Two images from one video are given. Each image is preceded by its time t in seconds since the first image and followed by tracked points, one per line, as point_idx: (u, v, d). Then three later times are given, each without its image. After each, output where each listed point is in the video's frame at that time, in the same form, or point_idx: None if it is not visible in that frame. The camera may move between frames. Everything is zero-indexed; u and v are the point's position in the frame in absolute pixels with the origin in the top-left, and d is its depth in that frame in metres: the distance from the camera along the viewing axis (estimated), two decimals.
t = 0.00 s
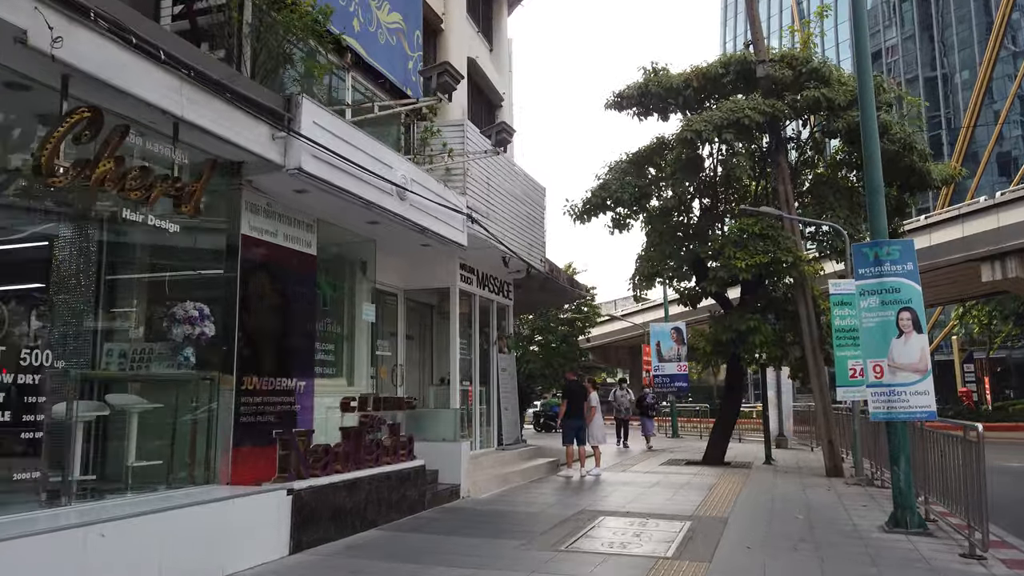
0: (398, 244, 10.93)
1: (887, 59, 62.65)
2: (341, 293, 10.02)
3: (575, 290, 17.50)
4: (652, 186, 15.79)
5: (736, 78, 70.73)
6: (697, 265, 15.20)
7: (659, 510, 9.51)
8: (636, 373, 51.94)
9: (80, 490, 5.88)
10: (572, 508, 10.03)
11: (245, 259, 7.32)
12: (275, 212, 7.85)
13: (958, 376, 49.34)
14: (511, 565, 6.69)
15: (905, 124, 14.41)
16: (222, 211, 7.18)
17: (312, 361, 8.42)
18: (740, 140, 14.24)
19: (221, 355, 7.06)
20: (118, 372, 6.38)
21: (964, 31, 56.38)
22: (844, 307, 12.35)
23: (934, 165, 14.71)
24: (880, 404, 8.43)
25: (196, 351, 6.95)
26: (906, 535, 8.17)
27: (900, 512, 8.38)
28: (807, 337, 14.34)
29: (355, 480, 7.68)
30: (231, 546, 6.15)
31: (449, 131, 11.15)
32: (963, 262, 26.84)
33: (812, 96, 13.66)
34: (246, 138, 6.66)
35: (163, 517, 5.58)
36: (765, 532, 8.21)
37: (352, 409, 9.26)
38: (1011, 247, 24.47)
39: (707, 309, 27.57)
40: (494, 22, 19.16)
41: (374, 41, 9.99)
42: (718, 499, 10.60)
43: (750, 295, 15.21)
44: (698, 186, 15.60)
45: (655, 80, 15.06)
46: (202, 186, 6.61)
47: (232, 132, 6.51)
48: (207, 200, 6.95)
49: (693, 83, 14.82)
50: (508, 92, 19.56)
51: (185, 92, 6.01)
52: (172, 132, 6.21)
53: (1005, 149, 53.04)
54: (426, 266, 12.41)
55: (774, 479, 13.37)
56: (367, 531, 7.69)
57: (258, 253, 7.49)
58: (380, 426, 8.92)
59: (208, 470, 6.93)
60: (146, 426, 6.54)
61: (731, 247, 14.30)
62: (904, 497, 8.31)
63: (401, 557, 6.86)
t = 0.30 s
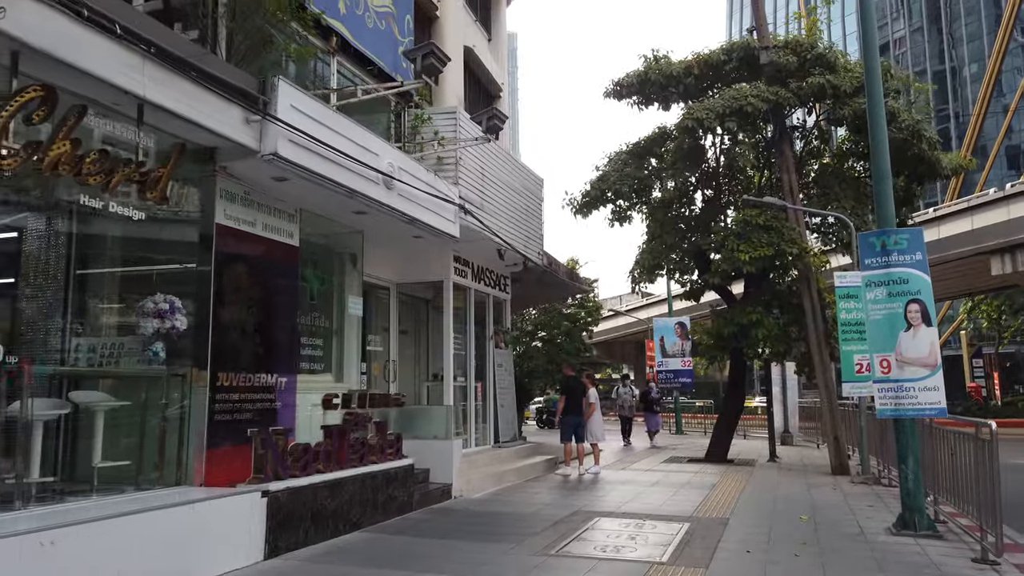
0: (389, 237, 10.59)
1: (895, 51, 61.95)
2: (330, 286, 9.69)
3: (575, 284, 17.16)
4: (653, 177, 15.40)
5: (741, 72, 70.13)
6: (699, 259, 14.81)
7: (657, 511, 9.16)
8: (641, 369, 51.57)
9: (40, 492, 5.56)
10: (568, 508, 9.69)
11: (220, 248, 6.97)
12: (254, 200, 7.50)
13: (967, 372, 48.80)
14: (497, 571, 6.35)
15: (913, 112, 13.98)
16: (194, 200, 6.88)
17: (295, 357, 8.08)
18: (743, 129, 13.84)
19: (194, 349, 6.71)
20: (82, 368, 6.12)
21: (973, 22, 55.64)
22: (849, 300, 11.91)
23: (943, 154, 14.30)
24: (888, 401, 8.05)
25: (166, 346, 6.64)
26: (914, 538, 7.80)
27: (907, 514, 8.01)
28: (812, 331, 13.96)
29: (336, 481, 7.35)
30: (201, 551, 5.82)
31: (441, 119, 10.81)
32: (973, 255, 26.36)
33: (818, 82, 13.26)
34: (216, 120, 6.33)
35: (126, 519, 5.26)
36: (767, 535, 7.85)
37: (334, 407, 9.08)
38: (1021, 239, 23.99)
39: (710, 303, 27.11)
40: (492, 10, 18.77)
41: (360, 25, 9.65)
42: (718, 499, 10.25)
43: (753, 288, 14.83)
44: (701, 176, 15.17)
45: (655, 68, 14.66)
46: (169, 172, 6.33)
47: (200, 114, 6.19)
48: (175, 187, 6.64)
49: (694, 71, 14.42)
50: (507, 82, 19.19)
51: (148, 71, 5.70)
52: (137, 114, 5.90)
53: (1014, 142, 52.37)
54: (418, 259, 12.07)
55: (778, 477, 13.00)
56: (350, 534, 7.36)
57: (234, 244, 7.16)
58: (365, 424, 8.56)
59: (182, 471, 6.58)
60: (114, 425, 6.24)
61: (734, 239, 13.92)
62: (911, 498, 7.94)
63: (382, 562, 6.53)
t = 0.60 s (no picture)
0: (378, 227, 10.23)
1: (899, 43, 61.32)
2: (315, 275, 9.32)
3: (572, 276, 16.81)
4: (651, 165, 15.02)
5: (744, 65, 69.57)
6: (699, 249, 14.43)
7: (653, 508, 8.80)
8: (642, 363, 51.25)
9: None
10: (561, 505, 9.33)
11: (190, 231, 6.61)
12: (228, 184, 7.14)
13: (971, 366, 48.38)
14: (481, 573, 5.99)
15: (920, 97, 13.57)
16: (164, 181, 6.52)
17: (273, 348, 7.72)
18: (744, 115, 13.44)
19: (162, 338, 6.37)
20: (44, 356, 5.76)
21: (978, 14, 55.00)
22: (854, 291, 11.62)
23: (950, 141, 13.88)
24: (895, 393, 7.68)
25: (131, 335, 6.29)
26: (922, 537, 7.43)
27: (914, 512, 7.64)
28: (815, 323, 13.59)
29: (315, 478, 7.00)
30: (164, 553, 5.47)
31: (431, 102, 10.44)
32: (979, 247, 25.90)
33: (821, 66, 12.86)
34: (182, 95, 5.97)
35: (80, 518, 4.90)
36: (766, 533, 7.51)
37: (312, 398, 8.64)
38: None
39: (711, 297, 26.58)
40: None
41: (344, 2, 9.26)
42: (717, 495, 9.89)
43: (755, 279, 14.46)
44: (702, 165, 14.81)
45: (654, 53, 14.25)
46: (132, 148, 6.02)
47: (164, 89, 5.82)
48: (139, 168, 6.27)
49: (694, 56, 14.02)
50: (504, 69, 18.77)
51: (106, 41, 5.34)
52: (95, 87, 5.56)
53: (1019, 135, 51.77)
54: (409, 248, 11.74)
55: (779, 473, 12.64)
56: (329, 534, 7.00)
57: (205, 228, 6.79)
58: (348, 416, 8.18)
59: (149, 467, 6.27)
60: (77, 420, 5.84)
61: (735, 228, 13.53)
62: (919, 495, 7.57)
63: (359, 563, 6.17)
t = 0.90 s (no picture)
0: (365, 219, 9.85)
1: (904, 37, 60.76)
2: (299, 268, 8.96)
3: (569, 270, 16.48)
4: (649, 156, 14.65)
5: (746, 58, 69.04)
6: (698, 242, 14.05)
7: (648, 510, 8.46)
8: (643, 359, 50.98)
9: None
10: (553, 505, 9.01)
11: (156, 220, 6.27)
12: (200, 171, 6.82)
13: (975, 362, 47.98)
14: None
15: (926, 85, 13.20)
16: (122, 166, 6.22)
17: (250, 344, 7.39)
18: (744, 103, 13.05)
19: (127, 331, 6.07)
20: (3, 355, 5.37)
21: (983, 6, 54.43)
22: (856, 284, 11.29)
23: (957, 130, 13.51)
24: (899, 391, 7.34)
25: (93, 329, 5.94)
26: (928, 541, 7.07)
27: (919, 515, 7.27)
28: (817, 318, 13.24)
29: (290, 480, 6.69)
30: (124, 559, 5.16)
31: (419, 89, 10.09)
32: (984, 241, 25.51)
33: (824, 53, 12.48)
34: (145, 75, 5.64)
35: (30, 524, 4.56)
36: (763, 537, 7.19)
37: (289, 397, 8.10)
38: None
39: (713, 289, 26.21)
40: None
41: None
42: (716, 496, 9.54)
43: (755, 273, 14.12)
44: (700, 155, 14.54)
45: (652, 40, 13.88)
46: (88, 131, 5.77)
47: (125, 68, 5.49)
48: (93, 149, 5.91)
49: (693, 43, 13.65)
50: (501, 59, 18.37)
51: (59, 15, 5.01)
52: (49, 66, 5.25)
53: None
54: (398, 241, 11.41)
55: (779, 472, 12.33)
56: (305, 538, 6.68)
57: (174, 217, 6.46)
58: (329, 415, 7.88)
59: (112, 466, 5.95)
60: (35, 419, 5.52)
61: (734, 220, 13.18)
62: (924, 497, 7.21)
63: (333, 570, 5.83)
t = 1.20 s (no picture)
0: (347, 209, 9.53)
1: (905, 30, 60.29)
2: (281, 259, 8.61)
3: (564, 262, 16.15)
4: (645, 145, 14.30)
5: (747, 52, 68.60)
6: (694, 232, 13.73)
7: (638, 509, 8.13)
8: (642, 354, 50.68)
9: None
10: (541, 504, 8.68)
11: (116, 205, 5.94)
12: (164, 153, 6.47)
13: (976, 357, 47.64)
14: None
15: (928, 71, 12.85)
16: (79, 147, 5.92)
17: (220, 335, 7.06)
18: (741, 90, 12.71)
19: (82, 321, 5.74)
20: None
21: None
22: (857, 276, 11.01)
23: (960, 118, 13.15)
24: (901, 385, 6.99)
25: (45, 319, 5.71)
26: (931, 542, 6.73)
27: (921, 515, 6.92)
28: (816, 312, 12.90)
29: (260, 479, 6.35)
30: (74, 566, 4.81)
31: (403, 72, 9.75)
32: (986, 234, 25.14)
33: (823, 38, 12.14)
34: (100, 48, 5.30)
35: None
36: (757, 538, 6.87)
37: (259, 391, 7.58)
38: None
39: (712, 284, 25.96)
40: None
41: None
42: (711, 494, 9.22)
43: (753, 265, 13.79)
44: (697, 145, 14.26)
45: (647, 26, 13.52)
46: (35, 106, 5.52)
47: (76, 41, 5.12)
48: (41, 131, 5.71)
49: (689, 29, 13.29)
50: (495, 48, 18.03)
51: None
52: None
53: None
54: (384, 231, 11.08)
55: (776, 469, 12.01)
56: (275, 540, 6.35)
57: (135, 202, 6.13)
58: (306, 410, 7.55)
59: (67, 465, 5.60)
60: None
61: (731, 210, 12.85)
62: (926, 496, 6.86)
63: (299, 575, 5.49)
